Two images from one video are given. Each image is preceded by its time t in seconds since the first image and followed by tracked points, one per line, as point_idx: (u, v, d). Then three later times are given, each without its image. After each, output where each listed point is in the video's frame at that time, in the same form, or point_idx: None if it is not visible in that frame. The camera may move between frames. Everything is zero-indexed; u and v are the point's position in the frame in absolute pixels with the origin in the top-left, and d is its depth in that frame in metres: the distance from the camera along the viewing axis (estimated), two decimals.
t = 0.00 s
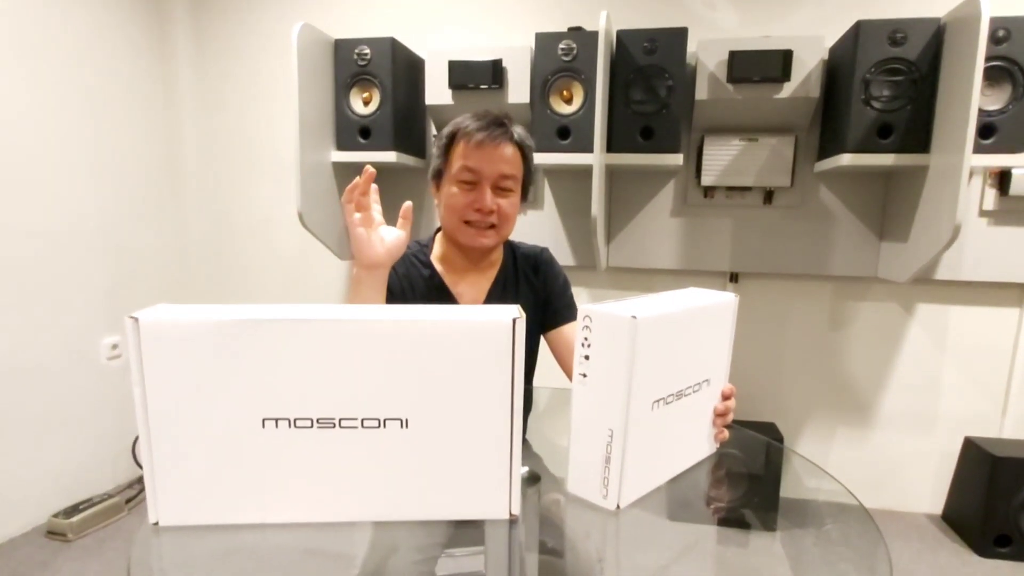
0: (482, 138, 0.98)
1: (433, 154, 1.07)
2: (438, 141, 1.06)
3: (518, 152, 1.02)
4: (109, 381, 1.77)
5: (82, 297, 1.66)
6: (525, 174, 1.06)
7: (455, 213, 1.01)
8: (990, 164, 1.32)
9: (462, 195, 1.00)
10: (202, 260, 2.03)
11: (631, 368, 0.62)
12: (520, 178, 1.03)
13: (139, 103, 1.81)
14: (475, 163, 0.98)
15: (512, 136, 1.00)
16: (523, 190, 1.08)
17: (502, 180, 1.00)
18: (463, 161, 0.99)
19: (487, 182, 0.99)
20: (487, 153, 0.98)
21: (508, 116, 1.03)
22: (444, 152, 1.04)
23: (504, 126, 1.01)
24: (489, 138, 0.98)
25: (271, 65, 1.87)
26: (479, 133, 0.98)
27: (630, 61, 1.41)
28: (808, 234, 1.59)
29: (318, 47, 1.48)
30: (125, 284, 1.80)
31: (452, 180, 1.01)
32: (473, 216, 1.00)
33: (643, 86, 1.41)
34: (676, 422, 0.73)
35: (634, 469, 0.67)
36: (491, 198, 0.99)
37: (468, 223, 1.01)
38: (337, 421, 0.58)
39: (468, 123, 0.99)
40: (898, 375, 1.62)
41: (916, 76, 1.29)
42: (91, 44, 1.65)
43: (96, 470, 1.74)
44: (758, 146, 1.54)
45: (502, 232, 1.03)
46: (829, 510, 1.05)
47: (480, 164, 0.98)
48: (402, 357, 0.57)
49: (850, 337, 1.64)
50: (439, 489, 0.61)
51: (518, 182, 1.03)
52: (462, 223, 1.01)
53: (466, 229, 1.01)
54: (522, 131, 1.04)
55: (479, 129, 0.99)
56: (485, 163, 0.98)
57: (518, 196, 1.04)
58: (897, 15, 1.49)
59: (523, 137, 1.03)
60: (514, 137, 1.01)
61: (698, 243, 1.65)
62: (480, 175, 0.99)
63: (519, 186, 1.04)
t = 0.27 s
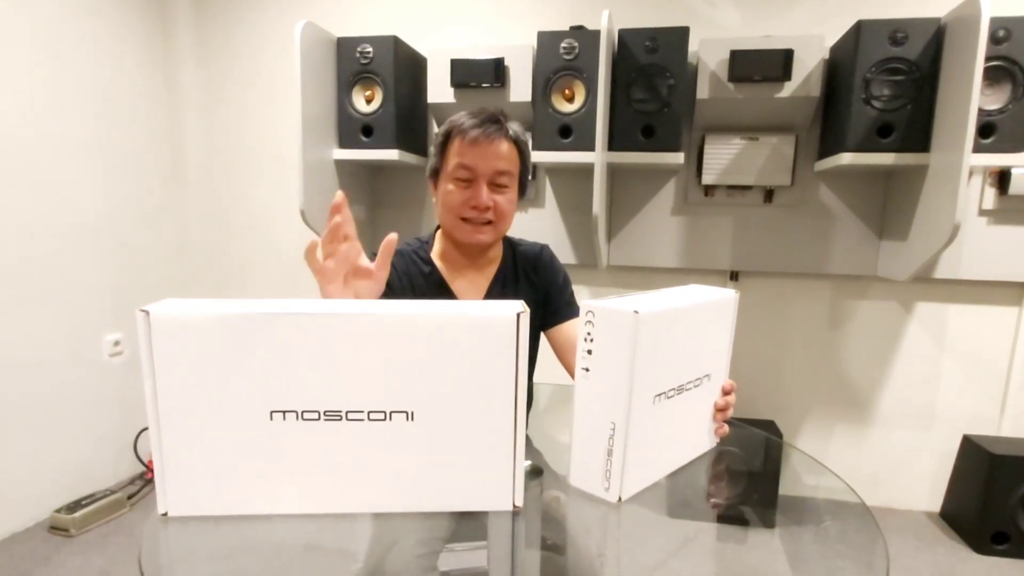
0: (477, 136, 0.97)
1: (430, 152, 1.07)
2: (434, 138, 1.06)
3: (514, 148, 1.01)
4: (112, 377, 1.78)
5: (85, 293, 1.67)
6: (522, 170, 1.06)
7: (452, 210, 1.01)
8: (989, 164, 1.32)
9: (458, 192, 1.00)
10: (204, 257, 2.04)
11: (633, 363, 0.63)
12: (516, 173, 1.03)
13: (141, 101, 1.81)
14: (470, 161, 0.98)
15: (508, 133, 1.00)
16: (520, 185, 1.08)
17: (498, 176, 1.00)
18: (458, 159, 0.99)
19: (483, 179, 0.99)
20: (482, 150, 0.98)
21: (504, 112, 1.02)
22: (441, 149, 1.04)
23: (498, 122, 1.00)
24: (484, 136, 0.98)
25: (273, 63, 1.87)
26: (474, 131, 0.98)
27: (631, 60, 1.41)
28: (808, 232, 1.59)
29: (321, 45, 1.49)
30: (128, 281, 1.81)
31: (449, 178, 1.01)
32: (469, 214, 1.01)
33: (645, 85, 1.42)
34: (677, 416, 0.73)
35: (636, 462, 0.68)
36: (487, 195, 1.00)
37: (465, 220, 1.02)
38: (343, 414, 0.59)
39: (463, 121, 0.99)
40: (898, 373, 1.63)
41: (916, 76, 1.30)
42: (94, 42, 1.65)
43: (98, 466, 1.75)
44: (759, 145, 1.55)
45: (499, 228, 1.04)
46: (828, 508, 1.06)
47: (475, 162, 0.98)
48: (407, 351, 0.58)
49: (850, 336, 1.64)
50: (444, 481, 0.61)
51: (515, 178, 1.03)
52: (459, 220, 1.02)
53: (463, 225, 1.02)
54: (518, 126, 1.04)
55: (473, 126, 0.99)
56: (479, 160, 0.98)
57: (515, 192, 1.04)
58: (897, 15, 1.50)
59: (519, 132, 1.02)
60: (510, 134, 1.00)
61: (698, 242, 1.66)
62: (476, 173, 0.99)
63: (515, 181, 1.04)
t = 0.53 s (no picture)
0: (478, 132, 0.98)
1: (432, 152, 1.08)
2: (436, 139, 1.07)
3: (515, 145, 1.02)
4: (111, 376, 1.78)
5: (84, 292, 1.66)
6: (523, 168, 1.06)
7: (453, 207, 1.01)
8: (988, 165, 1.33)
9: (460, 189, 1.00)
10: (204, 256, 2.03)
11: (633, 364, 0.63)
12: (518, 171, 1.03)
13: (141, 99, 1.81)
14: (471, 157, 0.98)
15: (509, 130, 1.00)
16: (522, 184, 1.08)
17: (499, 172, 1.00)
18: (459, 155, 0.99)
19: (484, 175, 0.99)
20: (482, 146, 0.98)
21: (504, 110, 1.03)
22: (443, 149, 1.04)
23: (499, 120, 1.01)
24: (485, 132, 0.98)
25: (273, 61, 1.87)
26: (474, 127, 0.98)
27: (632, 60, 1.41)
28: (808, 233, 1.60)
29: (321, 44, 1.48)
30: (127, 279, 1.80)
31: (450, 174, 1.01)
32: (471, 210, 1.00)
33: (645, 85, 1.42)
34: (677, 416, 0.73)
35: (636, 463, 0.68)
36: (489, 190, 0.99)
37: (466, 217, 1.01)
38: (344, 414, 0.59)
39: (464, 119, 1.00)
40: (896, 374, 1.63)
41: (916, 77, 1.30)
42: (94, 39, 1.65)
43: (97, 466, 1.74)
44: (759, 146, 1.55)
45: (501, 224, 1.03)
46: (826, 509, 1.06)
47: (476, 157, 0.98)
48: (408, 351, 0.58)
49: (848, 336, 1.65)
50: (444, 481, 0.61)
51: (516, 175, 1.03)
52: (461, 217, 1.01)
53: (465, 222, 1.01)
54: (519, 125, 1.05)
55: (474, 124, 1.00)
56: (481, 156, 0.98)
57: (516, 189, 1.04)
58: (897, 16, 1.50)
59: (520, 130, 1.03)
60: (511, 131, 1.01)
61: (698, 242, 1.66)
62: (477, 169, 0.99)
63: (517, 178, 1.03)
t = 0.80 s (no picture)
0: (487, 129, 0.98)
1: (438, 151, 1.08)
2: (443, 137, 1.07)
3: (522, 144, 1.02)
4: (110, 376, 1.77)
5: (83, 292, 1.66)
6: (530, 167, 1.06)
7: (459, 203, 1.00)
8: (988, 164, 1.32)
9: (467, 186, 1.00)
10: (203, 256, 2.03)
11: (632, 365, 0.62)
12: (525, 170, 1.03)
13: (140, 98, 1.81)
14: (480, 154, 0.99)
15: (517, 129, 1.01)
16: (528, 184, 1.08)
17: (507, 170, 1.00)
18: (468, 152, 1.00)
19: (492, 172, 0.99)
20: (491, 143, 0.98)
21: (512, 111, 1.04)
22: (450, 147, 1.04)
23: (508, 119, 1.02)
24: (494, 130, 0.99)
25: (272, 60, 1.87)
26: (484, 125, 0.99)
27: (631, 58, 1.41)
28: (808, 232, 1.59)
29: (319, 43, 1.48)
30: (126, 279, 1.80)
31: (457, 171, 1.01)
32: (478, 207, 0.99)
33: (645, 84, 1.41)
34: (677, 417, 0.73)
35: (635, 464, 0.68)
36: (497, 187, 0.99)
37: (473, 213, 1.00)
38: (341, 415, 0.59)
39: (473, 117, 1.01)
40: (897, 373, 1.63)
41: (916, 76, 1.30)
42: (93, 38, 1.64)
43: (96, 466, 1.74)
44: (759, 145, 1.55)
45: (507, 222, 1.02)
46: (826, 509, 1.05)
47: (485, 154, 0.98)
48: (405, 352, 0.58)
49: (849, 336, 1.64)
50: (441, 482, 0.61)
51: (523, 174, 1.03)
52: (467, 214, 1.00)
53: (471, 219, 1.01)
54: (527, 125, 1.05)
55: (483, 121, 1.00)
56: (489, 153, 0.98)
57: (523, 188, 1.04)
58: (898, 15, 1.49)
59: (528, 130, 1.04)
60: (519, 130, 1.02)
61: (698, 242, 1.66)
62: (485, 166, 0.99)
63: (524, 177, 1.03)
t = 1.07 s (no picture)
0: (491, 124, 0.98)
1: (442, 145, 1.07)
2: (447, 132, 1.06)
3: (526, 139, 1.02)
4: (108, 373, 1.77)
5: (81, 289, 1.66)
6: (533, 163, 1.06)
7: (463, 198, 0.99)
8: (989, 161, 1.32)
9: (471, 180, 0.99)
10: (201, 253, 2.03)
11: (632, 360, 0.62)
12: (529, 165, 1.03)
13: (138, 94, 1.80)
14: (484, 148, 0.98)
15: (521, 124, 1.01)
16: (531, 180, 1.08)
17: (512, 165, 0.99)
18: (473, 146, 0.99)
19: (496, 166, 0.98)
20: (495, 137, 0.98)
21: (516, 106, 1.04)
22: (454, 141, 1.04)
23: (513, 114, 1.01)
24: (498, 124, 0.98)
25: (270, 56, 1.86)
26: (488, 119, 0.98)
27: (631, 55, 1.41)
28: (808, 229, 1.59)
29: (318, 39, 1.47)
30: (124, 276, 1.80)
31: (461, 165, 1.00)
32: (482, 201, 0.99)
33: (644, 80, 1.41)
34: (676, 414, 0.73)
35: (636, 460, 0.67)
36: (501, 182, 0.98)
37: (476, 208, 0.99)
38: (339, 409, 0.58)
39: (478, 111, 1.00)
40: (897, 371, 1.63)
41: (917, 72, 1.30)
42: (90, 34, 1.64)
43: (95, 463, 1.74)
44: (760, 142, 1.54)
45: (511, 217, 1.01)
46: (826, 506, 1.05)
47: (490, 148, 0.98)
48: (404, 345, 0.57)
49: (849, 333, 1.64)
50: (438, 477, 0.61)
51: (527, 169, 1.03)
52: (470, 208, 0.99)
53: (474, 214, 1.00)
54: (531, 121, 1.05)
55: (489, 116, 1.00)
56: (494, 147, 0.98)
57: (527, 183, 1.03)
58: (898, 11, 1.49)
59: (532, 125, 1.03)
60: (523, 125, 1.01)
61: (697, 239, 1.65)
62: (489, 160, 0.98)
63: (527, 172, 1.03)
